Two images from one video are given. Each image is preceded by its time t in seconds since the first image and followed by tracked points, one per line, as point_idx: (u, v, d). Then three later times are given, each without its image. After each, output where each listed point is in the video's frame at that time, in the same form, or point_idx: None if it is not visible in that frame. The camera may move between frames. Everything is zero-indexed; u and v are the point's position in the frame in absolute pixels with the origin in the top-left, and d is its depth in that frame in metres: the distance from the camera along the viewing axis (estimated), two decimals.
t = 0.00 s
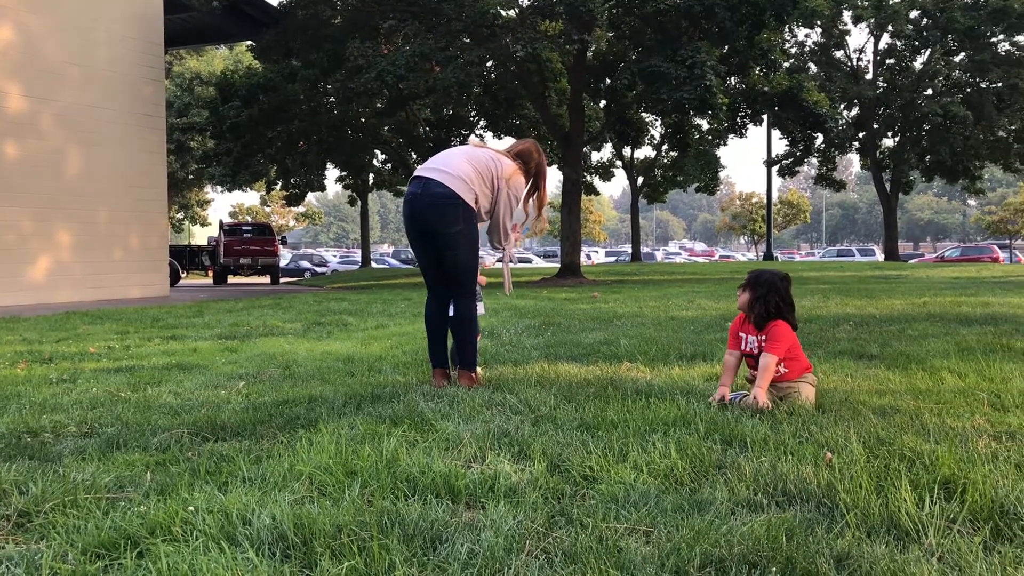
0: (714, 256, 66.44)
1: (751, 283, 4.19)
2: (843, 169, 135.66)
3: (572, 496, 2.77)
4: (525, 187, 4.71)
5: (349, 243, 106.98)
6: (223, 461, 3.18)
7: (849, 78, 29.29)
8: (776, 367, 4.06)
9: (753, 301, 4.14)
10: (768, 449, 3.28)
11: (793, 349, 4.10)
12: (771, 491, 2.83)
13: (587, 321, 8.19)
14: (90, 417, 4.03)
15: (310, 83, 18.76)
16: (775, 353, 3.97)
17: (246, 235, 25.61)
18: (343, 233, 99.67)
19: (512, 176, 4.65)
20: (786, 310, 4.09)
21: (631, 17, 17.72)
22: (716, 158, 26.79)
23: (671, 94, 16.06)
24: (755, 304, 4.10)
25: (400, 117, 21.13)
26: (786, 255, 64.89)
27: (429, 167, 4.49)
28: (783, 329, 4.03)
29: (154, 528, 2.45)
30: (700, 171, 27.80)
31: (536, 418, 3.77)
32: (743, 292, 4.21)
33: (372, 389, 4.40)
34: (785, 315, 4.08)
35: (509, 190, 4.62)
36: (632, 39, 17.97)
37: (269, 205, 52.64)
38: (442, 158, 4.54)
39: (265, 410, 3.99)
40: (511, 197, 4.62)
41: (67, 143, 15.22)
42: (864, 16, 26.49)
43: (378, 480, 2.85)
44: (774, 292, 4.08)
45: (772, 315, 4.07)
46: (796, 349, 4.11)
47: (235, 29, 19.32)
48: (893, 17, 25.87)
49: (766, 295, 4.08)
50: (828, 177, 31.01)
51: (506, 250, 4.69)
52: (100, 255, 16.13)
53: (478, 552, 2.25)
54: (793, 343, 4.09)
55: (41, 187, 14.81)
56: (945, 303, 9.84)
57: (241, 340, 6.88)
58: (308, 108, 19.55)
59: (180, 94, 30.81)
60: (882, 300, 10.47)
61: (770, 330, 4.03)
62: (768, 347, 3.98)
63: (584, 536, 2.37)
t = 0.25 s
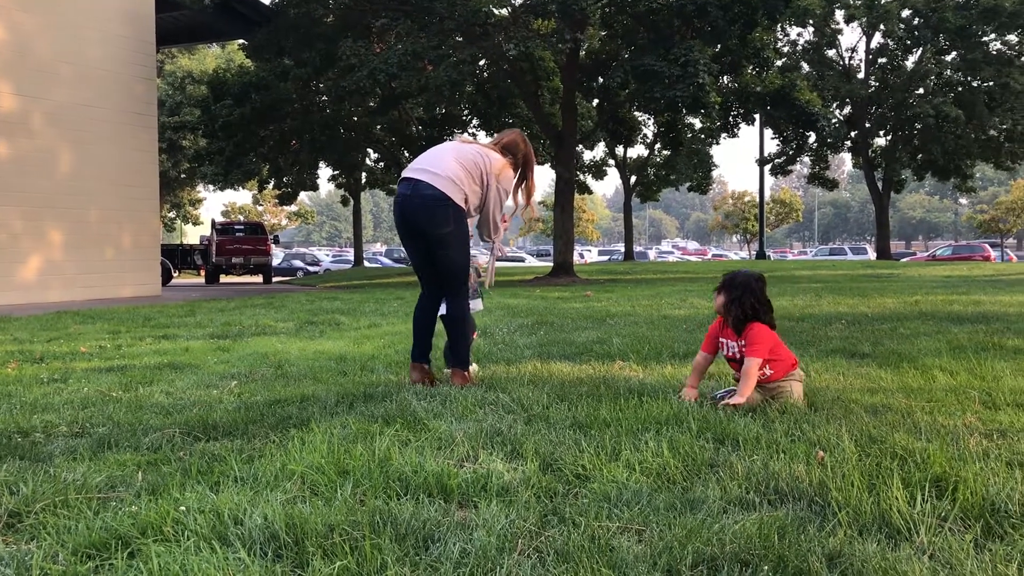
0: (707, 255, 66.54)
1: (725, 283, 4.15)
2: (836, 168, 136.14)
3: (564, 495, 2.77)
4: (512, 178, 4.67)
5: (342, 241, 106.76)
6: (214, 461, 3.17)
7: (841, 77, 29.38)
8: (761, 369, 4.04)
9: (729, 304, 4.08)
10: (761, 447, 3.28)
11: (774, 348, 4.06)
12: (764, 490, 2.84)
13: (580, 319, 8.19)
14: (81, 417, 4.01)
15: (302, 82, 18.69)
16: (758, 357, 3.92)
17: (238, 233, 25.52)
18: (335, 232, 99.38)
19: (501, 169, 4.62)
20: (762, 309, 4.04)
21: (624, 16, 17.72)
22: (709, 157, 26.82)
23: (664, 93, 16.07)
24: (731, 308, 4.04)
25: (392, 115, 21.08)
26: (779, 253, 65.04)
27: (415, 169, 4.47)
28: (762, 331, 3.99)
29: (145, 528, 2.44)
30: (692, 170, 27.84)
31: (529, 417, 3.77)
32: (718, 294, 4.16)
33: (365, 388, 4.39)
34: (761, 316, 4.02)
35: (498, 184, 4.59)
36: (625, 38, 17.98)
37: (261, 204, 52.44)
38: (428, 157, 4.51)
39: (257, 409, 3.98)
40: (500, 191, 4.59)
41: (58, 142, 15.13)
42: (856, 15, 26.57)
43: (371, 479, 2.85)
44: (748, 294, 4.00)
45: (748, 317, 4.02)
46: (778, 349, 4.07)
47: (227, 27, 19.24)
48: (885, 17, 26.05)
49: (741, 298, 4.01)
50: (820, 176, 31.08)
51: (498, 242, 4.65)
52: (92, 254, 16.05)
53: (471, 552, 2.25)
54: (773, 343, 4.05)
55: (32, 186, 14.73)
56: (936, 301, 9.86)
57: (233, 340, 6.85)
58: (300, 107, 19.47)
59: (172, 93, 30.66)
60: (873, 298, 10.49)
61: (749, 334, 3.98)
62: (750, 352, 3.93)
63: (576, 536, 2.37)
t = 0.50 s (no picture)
0: (702, 255, 66.64)
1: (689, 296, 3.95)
2: (830, 167, 136.42)
3: (559, 494, 2.77)
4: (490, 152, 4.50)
5: (336, 240, 106.56)
6: (209, 460, 3.16)
7: (836, 77, 29.46)
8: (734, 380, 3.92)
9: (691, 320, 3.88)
10: (755, 447, 3.30)
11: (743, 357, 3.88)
12: (758, 488, 2.85)
13: (575, 319, 8.19)
14: (76, 416, 4.00)
15: (297, 80, 18.65)
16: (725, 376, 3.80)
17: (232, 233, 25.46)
18: (330, 231, 99.23)
19: (476, 149, 4.49)
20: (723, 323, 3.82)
21: (619, 16, 17.74)
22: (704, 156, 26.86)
23: (659, 92, 16.09)
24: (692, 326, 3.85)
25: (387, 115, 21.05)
26: (773, 253, 65.16)
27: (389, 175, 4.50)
28: (723, 350, 3.79)
29: (140, 527, 2.43)
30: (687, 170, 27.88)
31: (524, 416, 3.77)
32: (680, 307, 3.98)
33: (360, 387, 4.39)
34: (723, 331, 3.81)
35: (473, 166, 4.47)
36: (619, 38, 17.99)
37: (256, 203, 52.30)
38: (401, 160, 4.51)
39: (252, 409, 3.97)
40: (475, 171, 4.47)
41: (51, 140, 15.06)
42: (850, 16, 26.62)
43: (366, 479, 2.85)
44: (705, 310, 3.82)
45: (710, 335, 3.84)
46: (750, 357, 3.90)
47: (221, 26, 19.19)
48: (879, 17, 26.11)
49: (698, 315, 3.84)
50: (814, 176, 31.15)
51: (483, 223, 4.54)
52: (85, 253, 15.98)
53: (466, 551, 2.25)
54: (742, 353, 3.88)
55: (25, 185, 14.67)
56: (930, 301, 9.90)
57: (227, 339, 6.84)
58: (295, 106, 19.41)
59: (166, 91, 30.57)
60: (867, 298, 10.51)
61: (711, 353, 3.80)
62: (714, 372, 3.79)
63: (571, 535, 2.37)
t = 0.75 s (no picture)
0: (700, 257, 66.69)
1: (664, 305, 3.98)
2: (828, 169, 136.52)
3: (555, 496, 2.77)
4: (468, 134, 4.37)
5: (334, 242, 106.51)
6: (205, 462, 3.16)
7: (833, 79, 29.50)
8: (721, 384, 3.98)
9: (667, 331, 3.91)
10: (751, 449, 3.30)
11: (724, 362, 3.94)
12: (754, 491, 2.85)
13: (572, 320, 8.20)
14: (72, 417, 3.99)
15: (295, 81, 18.65)
16: (711, 384, 3.86)
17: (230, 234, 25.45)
18: (328, 233, 99.26)
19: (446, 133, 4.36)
20: (701, 335, 3.82)
21: (617, 18, 17.76)
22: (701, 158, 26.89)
23: (657, 94, 16.10)
24: (667, 337, 3.88)
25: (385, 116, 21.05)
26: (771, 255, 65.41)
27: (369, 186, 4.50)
28: (701, 361, 3.83)
29: (135, 529, 2.43)
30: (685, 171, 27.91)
31: (520, 418, 3.77)
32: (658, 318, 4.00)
33: (356, 389, 4.38)
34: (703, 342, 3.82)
35: (447, 152, 4.37)
36: (617, 39, 18.01)
37: (253, 204, 52.29)
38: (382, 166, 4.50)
39: (248, 410, 3.97)
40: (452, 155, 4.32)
41: (49, 141, 15.05)
42: (847, 18, 26.65)
43: (362, 480, 2.84)
44: (678, 324, 3.83)
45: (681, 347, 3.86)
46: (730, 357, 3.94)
47: (220, 27, 19.20)
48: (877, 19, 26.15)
49: (672, 329, 3.85)
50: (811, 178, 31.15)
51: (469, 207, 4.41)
52: (83, 253, 15.96)
53: (462, 553, 2.25)
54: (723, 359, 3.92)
55: (23, 185, 14.65)
56: (927, 303, 9.91)
57: (224, 340, 6.83)
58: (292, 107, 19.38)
59: (164, 93, 30.54)
60: (865, 300, 10.52)
61: (689, 363, 3.85)
62: (698, 382, 3.86)
63: (567, 537, 2.37)
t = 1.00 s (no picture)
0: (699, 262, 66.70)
1: (665, 311, 4.01)
2: (829, 175, 136.65)
3: (556, 503, 2.77)
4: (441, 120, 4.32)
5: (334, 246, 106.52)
6: (205, 467, 3.16)
7: (833, 85, 29.57)
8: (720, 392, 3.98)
9: (666, 334, 3.96)
10: (752, 456, 3.29)
11: (723, 370, 3.94)
12: (754, 498, 2.85)
13: (572, 326, 8.20)
14: (72, 422, 3.99)
15: (296, 86, 18.68)
16: (709, 391, 3.88)
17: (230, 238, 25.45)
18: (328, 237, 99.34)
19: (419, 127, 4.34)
20: (702, 340, 3.86)
21: (617, 24, 17.81)
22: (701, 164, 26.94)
23: (656, 100, 16.12)
24: (666, 340, 3.91)
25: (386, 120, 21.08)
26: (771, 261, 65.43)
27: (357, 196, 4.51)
28: (699, 367, 3.86)
29: (135, 536, 2.42)
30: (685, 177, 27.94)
31: (520, 425, 3.77)
32: (656, 324, 4.03)
33: (356, 394, 4.38)
34: (703, 347, 3.85)
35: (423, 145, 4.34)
36: (618, 45, 18.05)
37: (254, 209, 52.32)
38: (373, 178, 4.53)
39: (248, 416, 3.97)
40: (426, 144, 4.26)
41: (50, 145, 15.07)
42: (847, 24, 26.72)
43: (362, 487, 2.84)
44: (681, 327, 3.86)
45: (682, 351, 3.87)
46: (731, 366, 3.95)
47: (221, 31, 19.25)
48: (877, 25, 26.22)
49: (673, 331, 3.88)
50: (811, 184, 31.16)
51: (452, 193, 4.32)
52: (84, 257, 15.97)
53: (462, 561, 2.24)
54: (722, 367, 3.93)
55: (24, 189, 14.66)
56: (927, 310, 9.92)
57: (224, 345, 6.83)
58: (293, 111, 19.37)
59: (164, 97, 30.59)
60: (864, 307, 10.53)
61: (686, 368, 3.87)
62: (697, 388, 3.87)
63: (568, 544, 2.37)
